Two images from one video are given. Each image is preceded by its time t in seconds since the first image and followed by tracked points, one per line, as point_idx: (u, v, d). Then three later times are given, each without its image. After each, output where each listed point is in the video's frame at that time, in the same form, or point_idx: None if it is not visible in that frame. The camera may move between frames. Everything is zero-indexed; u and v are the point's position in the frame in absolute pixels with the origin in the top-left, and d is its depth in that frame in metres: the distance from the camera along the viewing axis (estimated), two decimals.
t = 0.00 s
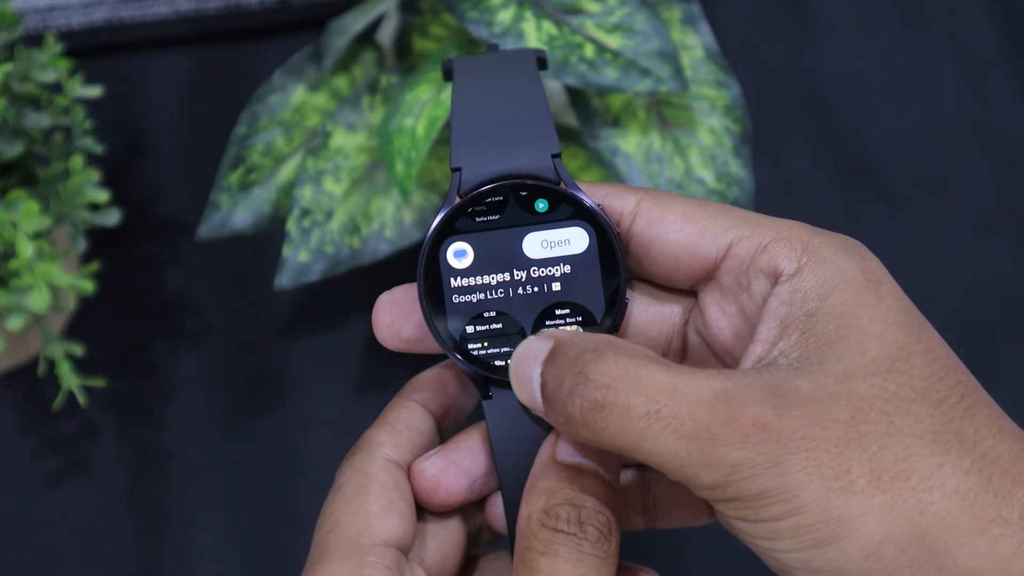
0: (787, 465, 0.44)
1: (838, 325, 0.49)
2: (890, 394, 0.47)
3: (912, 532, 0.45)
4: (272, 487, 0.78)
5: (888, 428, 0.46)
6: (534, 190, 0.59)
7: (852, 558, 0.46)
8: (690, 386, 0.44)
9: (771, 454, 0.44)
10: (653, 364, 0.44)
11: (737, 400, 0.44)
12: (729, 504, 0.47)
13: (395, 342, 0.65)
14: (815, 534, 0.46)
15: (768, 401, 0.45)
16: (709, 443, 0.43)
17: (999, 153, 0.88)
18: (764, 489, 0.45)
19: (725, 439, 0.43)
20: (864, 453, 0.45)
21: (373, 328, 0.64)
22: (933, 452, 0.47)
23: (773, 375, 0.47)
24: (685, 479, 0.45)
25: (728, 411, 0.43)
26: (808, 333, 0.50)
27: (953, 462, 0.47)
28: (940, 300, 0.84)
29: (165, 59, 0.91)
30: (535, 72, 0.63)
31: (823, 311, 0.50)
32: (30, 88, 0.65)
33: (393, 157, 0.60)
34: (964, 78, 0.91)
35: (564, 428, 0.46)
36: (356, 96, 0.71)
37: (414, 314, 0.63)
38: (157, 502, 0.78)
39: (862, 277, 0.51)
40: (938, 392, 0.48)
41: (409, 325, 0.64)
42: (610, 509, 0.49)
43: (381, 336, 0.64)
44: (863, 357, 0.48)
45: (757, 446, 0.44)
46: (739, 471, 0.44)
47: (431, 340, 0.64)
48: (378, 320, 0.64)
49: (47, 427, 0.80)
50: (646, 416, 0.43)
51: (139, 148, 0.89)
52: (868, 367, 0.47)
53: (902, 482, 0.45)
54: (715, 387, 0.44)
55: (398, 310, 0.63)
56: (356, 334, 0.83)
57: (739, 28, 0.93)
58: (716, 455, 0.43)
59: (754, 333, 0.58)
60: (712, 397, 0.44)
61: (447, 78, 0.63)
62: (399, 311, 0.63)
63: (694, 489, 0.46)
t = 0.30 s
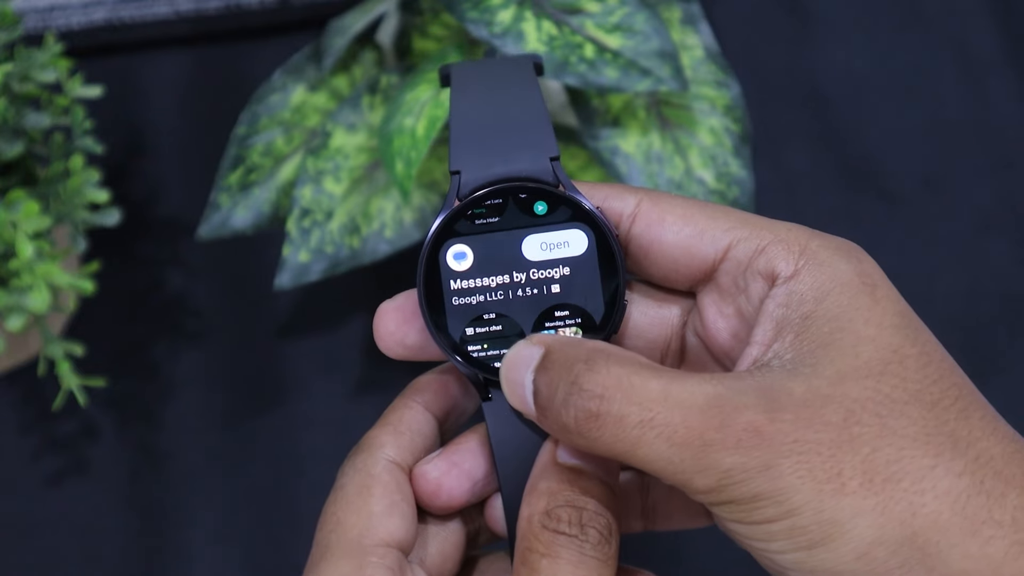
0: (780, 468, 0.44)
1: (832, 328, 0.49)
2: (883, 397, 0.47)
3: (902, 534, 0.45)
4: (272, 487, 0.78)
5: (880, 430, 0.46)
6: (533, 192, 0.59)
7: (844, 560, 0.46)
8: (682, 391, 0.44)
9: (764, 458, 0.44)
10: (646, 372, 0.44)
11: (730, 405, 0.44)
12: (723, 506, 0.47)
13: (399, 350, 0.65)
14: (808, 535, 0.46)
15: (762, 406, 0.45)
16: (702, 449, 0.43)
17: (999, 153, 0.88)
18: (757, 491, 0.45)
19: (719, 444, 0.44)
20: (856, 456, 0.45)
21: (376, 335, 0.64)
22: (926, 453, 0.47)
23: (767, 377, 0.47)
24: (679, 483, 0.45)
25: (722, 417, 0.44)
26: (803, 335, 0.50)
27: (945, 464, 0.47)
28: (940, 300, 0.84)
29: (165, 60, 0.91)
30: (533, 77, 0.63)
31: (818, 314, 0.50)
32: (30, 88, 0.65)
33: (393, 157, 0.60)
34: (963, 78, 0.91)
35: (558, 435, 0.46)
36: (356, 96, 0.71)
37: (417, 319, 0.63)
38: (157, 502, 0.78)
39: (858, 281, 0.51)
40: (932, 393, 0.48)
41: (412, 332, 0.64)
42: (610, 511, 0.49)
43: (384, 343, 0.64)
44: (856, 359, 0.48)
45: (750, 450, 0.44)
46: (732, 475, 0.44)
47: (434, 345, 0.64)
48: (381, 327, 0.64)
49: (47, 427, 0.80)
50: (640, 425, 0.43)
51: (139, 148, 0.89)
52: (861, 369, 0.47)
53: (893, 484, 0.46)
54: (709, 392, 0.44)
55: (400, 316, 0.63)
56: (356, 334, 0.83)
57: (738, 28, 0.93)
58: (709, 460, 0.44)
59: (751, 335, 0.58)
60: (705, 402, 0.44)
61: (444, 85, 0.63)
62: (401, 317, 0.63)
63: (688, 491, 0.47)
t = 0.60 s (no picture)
0: (775, 471, 0.44)
1: (830, 332, 0.50)
2: (879, 401, 0.47)
3: (898, 539, 0.45)
4: (271, 488, 0.78)
5: (876, 435, 0.46)
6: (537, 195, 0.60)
7: (840, 564, 0.46)
8: (677, 392, 0.44)
9: (759, 461, 0.44)
10: (641, 372, 0.44)
11: (725, 407, 0.44)
12: (716, 509, 0.47)
13: (397, 346, 0.65)
14: (803, 539, 0.46)
15: (756, 409, 0.45)
16: (697, 450, 0.43)
17: (999, 153, 0.88)
18: (751, 495, 0.45)
19: (714, 446, 0.43)
20: (851, 460, 0.45)
21: (374, 331, 0.64)
22: (922, 460, 0.47)
23: (761, 381, 0.47)
24: (673, 485, 0.45)
25: (716, 419, 0.43)
26: (801, 338, 0.50)
27: (942, 471, 0.47)
28: (940, 301, 0.84)
29: (165, 59, 0.91)
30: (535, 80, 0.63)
31: (816, 318, 0.51)
32: (30, 88, 0.65)
33: (393, 157, 0.61)
34: (964, 78, 0.91)
35: (549, 432, 0.46)
36: (356, 96, 0.71)
37: (415, 315, 0.63)
38: (157, 502, 0.78)
39: (856, 287, 0.51)
40: (929, 401, 0.48)
41: (411, 327, 0.64)
42: (609, 513, 0.49)
43: (381, 339, 0.64)
44: (853, 364, 0.48)
45: (745, 453, 0.44)
46: (727, 477, 0.44)
47: (434, 341, 0.64)
48: (379, 323, 0.64)
49: (47, 427, 0.80)
50: (634, 425, 0.43)
51: (139, 148, 0.89)
52: (858, 375, 0.48)
53: (890, 489, 0.45)
54: (703, 394, 0.44)
55: (399, 312, 0.63)
56: (356, 334, 0.83)
57: (738, 28, 0.93)
58: (703, 462, 0.44)
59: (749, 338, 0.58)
60: (700, 403, 0.44)
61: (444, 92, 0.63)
62: (400, 313, 0.63)
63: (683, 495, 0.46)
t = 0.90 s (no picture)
0: (850, 421, 0.44)
1: (868, 315, 0.51)
2: (936, 382, 0.48)
3: (951, 527, 0.45)
4: (271, 488, 0.78)
5: (933, 417, 0.47)
6: (528, 193, 0.59)
7: (895, 545, 0.46)
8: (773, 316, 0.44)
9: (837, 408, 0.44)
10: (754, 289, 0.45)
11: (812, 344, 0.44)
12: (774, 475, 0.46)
13: (379, 337, 0.66)
14: (865, 513, 0.45)
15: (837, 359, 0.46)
16: (783, 363, 0.42)
17: (999, 153, 0.88)
18: (820, 441, 0.43)
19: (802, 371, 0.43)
20: (913, 437, 0.45)
21: (358, 322, 0.65)
22: (966, 454, 0.47)
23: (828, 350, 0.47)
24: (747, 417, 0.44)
25: (806, 350, 0.44)
26: (843, 319, 0.51)
27: (980, 466, 0.47)
28: (940, 301, 0.84)
29: (165, 59, 0.91)
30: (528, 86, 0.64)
31: (852, 302, 0.52)
32: (30, 88, 0.65)
33: (393, 157, 0.61)
34: (964, 78, 0.91)
35: (640, 330, 0.47)
36: (356, 96, 0.71)
37: (396, 308, 0.65)
38: (156, 502, 0.78)
39: (871, 285, 0.54)
40: (965, 397, 0.49)
41: (391, 319, 0.65)
42: (589, 512, 0.50)
43: (364, 329, 0.65)
44: (906, 341, 0.50)
45: (826, 393, 0.43)
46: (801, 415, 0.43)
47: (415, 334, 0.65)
48: (362, 313, 0.65)
49: (47, 427, 0.80)
50: (736, 315, 0.43)
51: (139, 148, 0.89)
52: (900, 356, 0.49)
53: (942, 476, 0.45)
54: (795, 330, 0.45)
55: (380, 304, 0.65)
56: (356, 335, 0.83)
57: (738, 27, 0.93)
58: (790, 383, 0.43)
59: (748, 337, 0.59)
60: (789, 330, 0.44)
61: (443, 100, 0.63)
62: (382, 304, 0.65)
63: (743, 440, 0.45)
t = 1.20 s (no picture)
0: (829, 438, 0.43)
1: (865, 318, 0.50)
2: (926, 386, 0.47)
3: (943, 528, 0.45)
4: (272, 488, 0.78)
5: (925, 422, 0.46)
6: (542, 191, 0.59)
7: (886, 549, 0.45)
8: (746, 340, 0.43)
9: (816, 424, 0.43)
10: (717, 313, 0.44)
11: (788, 365, 0.43)
12: (757, 478, 0.45)
13: (395, 330, 0.65)
14: (852, 519, 0.45)
15: (815, 372, 0.45)
16: (754, 396, 0.42)
17: (999, 153, 0.88)
18: (801, 459, 0.43)
19: (772, 398, 0.42)
20: (901, 444, 0.45)
21: (375, 315, 0.65)
22: (963, 452, 0.47)
23: (816, 358, 0.47)
24: (722, 437, 0.43)
25: (779, 373, 0.43)
26: (836, 326, 0.51)
27: (980, 463, 0.47)
28: (941, 301, 0.84)
29: (164, 59, 0.91)
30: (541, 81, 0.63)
31: (846, 308, 0.51)
32: (30, 88, 0.65)
33: (393, 157, 0.60)
34: (964, 78, 0.91)
35: (618, 366, 0.46)
36: (356, 96, 0.71)
37: (414, 302, 0.64)
38: (157, 501, 0.78)
39: (880, 283, 0.52)
40: (966, 391, 0.49)
41: (408, 313, 0.64)
42: (604, 505, 0.50)
43: (381, 323, 0.65)
44: (899, 347, 0.49)
45: (803, 412, 0.43)
46: (781, 434, 0.42)
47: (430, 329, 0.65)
48: (378, 306, 0.64)
49: (47, 427, 0.80)
50: (699, 353, 0.42)
51: (139, 148, 0.89)
52: (904, 357, 0.48)
53: (935, 478, 0.45)
54: (769, 349, 0.44)
55: (397, 297, 0.64)
56: (357, 335, 0.83)
57: (738, 27, 0.93)
58: (762, 412, 0.42)
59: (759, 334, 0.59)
60: (763, 355, 0.43)
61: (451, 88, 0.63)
62: (399, 298, 0.64)
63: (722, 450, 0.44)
